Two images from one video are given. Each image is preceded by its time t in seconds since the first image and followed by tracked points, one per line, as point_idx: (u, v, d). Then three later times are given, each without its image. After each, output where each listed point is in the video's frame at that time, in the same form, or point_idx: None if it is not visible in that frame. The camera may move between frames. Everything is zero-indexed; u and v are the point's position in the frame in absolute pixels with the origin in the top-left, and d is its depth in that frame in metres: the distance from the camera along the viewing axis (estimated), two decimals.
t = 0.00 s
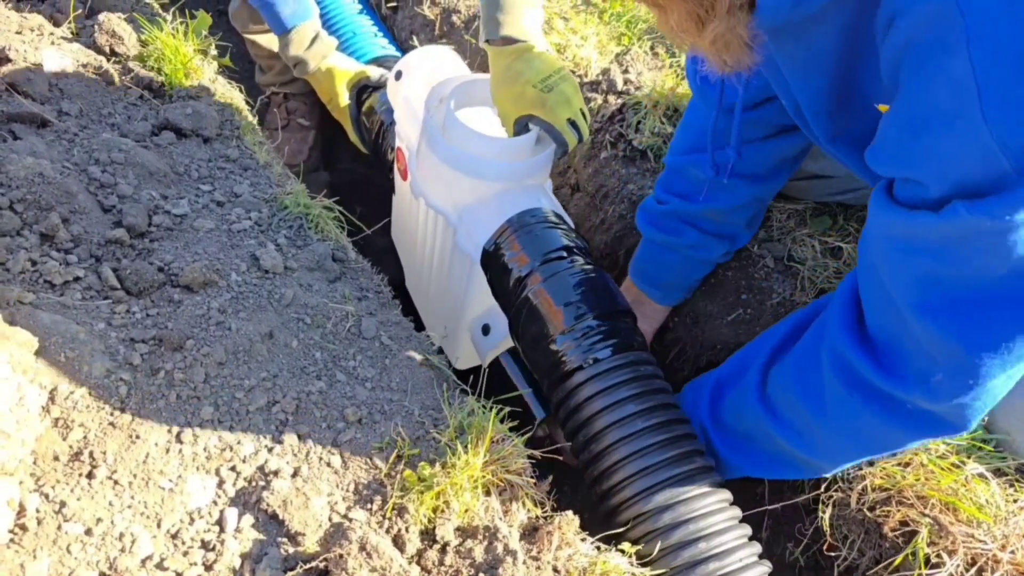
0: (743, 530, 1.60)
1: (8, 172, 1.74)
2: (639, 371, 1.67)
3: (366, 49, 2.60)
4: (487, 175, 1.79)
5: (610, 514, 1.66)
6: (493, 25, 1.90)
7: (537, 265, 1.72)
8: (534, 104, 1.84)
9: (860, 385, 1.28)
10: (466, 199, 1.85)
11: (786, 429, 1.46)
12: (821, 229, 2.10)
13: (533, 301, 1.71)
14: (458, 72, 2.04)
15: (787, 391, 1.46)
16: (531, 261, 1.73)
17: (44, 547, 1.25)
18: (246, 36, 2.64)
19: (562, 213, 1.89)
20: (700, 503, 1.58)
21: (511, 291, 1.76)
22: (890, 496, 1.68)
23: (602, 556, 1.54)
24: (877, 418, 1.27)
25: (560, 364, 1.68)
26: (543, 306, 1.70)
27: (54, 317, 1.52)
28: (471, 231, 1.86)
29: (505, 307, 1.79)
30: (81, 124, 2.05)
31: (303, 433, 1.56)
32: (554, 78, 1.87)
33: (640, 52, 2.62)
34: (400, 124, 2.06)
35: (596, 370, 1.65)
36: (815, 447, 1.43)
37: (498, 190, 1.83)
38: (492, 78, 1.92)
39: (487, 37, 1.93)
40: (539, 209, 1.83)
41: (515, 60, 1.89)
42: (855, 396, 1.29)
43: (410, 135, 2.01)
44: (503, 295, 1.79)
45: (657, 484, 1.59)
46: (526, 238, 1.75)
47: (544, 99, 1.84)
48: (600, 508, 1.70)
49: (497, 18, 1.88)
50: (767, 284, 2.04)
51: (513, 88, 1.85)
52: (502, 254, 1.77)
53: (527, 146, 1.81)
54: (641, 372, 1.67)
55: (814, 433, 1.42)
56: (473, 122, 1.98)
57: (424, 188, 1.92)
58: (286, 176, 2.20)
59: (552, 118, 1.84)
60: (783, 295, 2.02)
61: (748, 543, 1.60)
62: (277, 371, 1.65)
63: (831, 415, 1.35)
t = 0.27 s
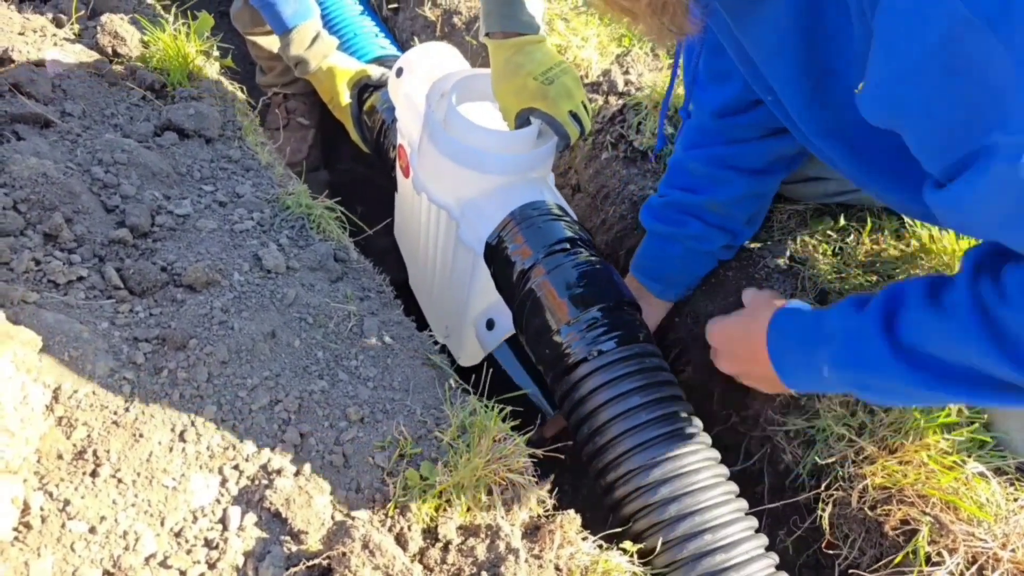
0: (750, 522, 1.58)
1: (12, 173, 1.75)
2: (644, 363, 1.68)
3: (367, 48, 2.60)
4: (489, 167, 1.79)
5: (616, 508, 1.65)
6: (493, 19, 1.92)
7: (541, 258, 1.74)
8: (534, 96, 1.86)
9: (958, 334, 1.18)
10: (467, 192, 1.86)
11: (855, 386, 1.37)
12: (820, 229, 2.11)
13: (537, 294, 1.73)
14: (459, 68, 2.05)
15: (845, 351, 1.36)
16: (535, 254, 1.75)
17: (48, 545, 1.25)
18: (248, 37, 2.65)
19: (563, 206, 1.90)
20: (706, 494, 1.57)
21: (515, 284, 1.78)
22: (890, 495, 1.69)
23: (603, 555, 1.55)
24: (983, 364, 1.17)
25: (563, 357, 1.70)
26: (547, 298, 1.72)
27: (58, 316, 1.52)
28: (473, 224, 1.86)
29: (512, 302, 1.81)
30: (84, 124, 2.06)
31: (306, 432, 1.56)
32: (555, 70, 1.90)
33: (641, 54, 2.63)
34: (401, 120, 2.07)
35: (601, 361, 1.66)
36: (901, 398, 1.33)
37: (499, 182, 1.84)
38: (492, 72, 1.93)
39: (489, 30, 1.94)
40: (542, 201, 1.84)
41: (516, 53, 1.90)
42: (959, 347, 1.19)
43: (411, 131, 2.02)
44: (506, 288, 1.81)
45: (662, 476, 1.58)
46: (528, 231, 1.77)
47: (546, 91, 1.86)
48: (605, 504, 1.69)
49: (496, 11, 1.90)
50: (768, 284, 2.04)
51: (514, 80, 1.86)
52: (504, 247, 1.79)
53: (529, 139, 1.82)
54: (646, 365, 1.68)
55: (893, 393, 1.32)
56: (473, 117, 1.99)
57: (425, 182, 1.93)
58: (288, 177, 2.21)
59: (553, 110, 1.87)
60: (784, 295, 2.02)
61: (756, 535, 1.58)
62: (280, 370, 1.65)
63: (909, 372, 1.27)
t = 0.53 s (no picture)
0: (750, 521, 1.58)
1: (13, 171, 1.75)
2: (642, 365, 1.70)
3: (367, 49, 2.60)
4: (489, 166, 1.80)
5: (616, 509, 1.66)
6: (492, 19, 1.94)
7: (539, 256, 1.74)
8: (533, 95, 1.86)
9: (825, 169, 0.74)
10: (467, 191, 1.86)
11: (649, 341, 1.02)
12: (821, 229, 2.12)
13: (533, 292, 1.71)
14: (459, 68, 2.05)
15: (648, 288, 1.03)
16: (533, 253, 1.75)
17: (50, 543, 1.25)
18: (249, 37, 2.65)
19: (563, 206, 1.90)
20: (704, 493, 1.58)
21: (514, 282, 1.79)
22: (891, 494, 1.69)
23: (604, 554, 1.55)
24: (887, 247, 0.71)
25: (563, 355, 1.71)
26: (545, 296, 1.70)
27: (60, 315, 1.52)
28: (472, 224, 1.86)
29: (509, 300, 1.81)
30: (86, 124, 2.06)
31: (307, 430, 1.56)
32: (554, 71, 1.91)
33: (641, 54, 2.63)
34: (400, 120, 2.07)
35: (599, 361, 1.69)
36: (703, 357, 0.95)
37: (499, 181, 1.84)
38: (492, 71, 1.93)
39: (489, 30, 1.95)
40: (542, 201, 1.85)
41: (515, 53, 1.90)
42: (762, 283, 0.84)
43: (410, 131, 2.02)
44: (504, 286, 1.82)
45: (662, 474, 1.59)
46: (527, 230, 1.77)
47: (545, 91, 1.87)
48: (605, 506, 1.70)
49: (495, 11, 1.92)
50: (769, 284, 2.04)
51: (514, 80, 1.87)
52: (503, 246, 1.79)
53: (527, 138, 1.82)
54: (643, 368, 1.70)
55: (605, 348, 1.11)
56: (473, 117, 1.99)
57: (424, 182, 1.93)
58: (289, 177, 2.21)
59: (553, 109, 1.87)
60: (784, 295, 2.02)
61: (755, 535, 1.58)
62: (281, 369, 1.65)
63: (717, 294, 0.90)
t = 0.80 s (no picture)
0: (750, 519, 1.59)
1: (14, 171, 1.76)
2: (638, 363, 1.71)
3: (368, 49, 2.61)
4: (490, 165, 1.80)
5: (616, 507, 1.66)
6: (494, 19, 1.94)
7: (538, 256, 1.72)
8: (534, 95, 1.87)
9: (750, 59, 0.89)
10: (467, 190, 1.86)
11: (605, 259, 1.10)
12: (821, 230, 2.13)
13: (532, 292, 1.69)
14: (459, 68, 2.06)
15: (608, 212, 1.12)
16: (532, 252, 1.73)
17: (51, 541, 1.26)
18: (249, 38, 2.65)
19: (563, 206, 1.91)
20: (704, 492, 1.58)
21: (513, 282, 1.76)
22: (890, 493, 1.68)
23: (604, 552, 1.55)
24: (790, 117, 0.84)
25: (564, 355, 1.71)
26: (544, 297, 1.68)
27: (60, 314, 1.53)
28: (473, 223, 1.87)
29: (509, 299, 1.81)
30: (86, 124, 2.06)
31: (307, 429, 1.56)
32: (555, 71, 1.91)
33: (641, 54, 2.63)
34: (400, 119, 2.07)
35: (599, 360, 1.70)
36: (639, 264, 1.05)
37: (500, 180, 1.85)
38: (492, 71, 1.94)
39: (489, 30, 1.96)
40: (543, 200, 1.85)
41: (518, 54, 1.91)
42: (677, 175, 0.98)
43: (411, 130, 2.02)
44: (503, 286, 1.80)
45: (662, 473, 1.59)
46: (528, 230, 1.76)
47: (546, 91, 1.87)
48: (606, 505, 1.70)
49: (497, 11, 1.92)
50: (768, 284, 2.05)
51: (515, 80, 1.88)
52: (504, 245, 1.79)
53: (528, 138, 1.82)
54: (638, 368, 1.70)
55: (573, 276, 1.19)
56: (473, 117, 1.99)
57: (424, 181, 1.93)
58: (289, 176, 2.21)
59: (553, 108, 1.87)
60: (785, 295, 2.02)
61: (755, 533, 1.58)
62: (281, 368, 1.66)
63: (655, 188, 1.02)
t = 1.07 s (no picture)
0: (740, 521, 1.59)
1: (14, 170, 1.76)
2: (628, 365, 1.71)
3: (368, 48, 2.61)
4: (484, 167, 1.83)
5: (607, 508, 1.67)
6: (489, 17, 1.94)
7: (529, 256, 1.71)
8: (529, 96, 1.88)
9: None
10: (461, 191, 1.89)
11: (581, 203, 1.11)
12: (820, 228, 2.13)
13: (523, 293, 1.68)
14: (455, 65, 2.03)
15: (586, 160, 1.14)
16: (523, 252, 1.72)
17: (51, 538, 1.26)
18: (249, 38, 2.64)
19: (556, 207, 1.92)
20: (694, 494, 1.59)
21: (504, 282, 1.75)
22: (890, 491, 1.69)
23: (604, 549, 1.56)
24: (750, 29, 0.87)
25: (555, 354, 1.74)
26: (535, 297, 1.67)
27: (61, 312, 1.53)
28: (468, 224, 1.89)
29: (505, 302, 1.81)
30: (86, 123, 2.07)
31: (307, 427, 1.56)
32: (549, 72, 1.93)
33: (641, 54, 2.63)
34: (396, 120, 2.06)
35: (588, 362, 1.71)
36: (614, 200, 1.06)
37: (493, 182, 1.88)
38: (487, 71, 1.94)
39: (484, 30, 1.97)
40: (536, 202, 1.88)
41: (512, 53, 1.92)
42: (643, 111, 1.00)
43: (406, 130, 2.02)
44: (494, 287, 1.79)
45: (653, 474, 1.60)
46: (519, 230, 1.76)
47: (540, 92, 1.89)
48: (598, 506, 1.70)
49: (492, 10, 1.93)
50: (768, 283, 2.05)
51: (509, 80, 1.89)
52: (495, 246, 1.77)
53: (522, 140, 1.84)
54: (626, 371, 1.70)
55: (557, 231, 1.20)
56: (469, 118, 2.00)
57: (418, 181, 1.94)
58: (289, 175, 2.21)
59: (547, 109, 1.88)
60: (784, 294, 2.03)
61: (746, 534, 1.59)
62: (281, 366, 1.65)
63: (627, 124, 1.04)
